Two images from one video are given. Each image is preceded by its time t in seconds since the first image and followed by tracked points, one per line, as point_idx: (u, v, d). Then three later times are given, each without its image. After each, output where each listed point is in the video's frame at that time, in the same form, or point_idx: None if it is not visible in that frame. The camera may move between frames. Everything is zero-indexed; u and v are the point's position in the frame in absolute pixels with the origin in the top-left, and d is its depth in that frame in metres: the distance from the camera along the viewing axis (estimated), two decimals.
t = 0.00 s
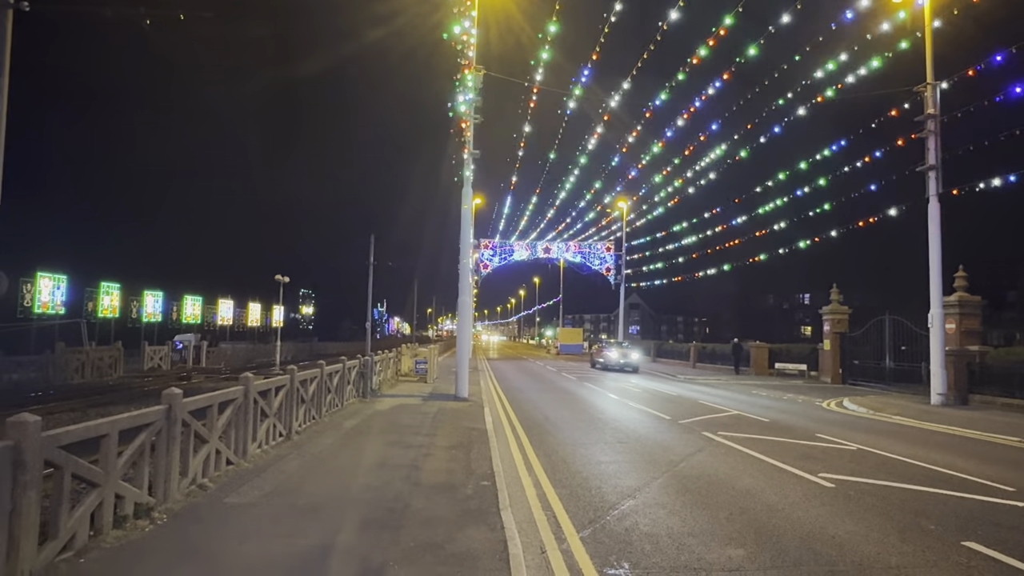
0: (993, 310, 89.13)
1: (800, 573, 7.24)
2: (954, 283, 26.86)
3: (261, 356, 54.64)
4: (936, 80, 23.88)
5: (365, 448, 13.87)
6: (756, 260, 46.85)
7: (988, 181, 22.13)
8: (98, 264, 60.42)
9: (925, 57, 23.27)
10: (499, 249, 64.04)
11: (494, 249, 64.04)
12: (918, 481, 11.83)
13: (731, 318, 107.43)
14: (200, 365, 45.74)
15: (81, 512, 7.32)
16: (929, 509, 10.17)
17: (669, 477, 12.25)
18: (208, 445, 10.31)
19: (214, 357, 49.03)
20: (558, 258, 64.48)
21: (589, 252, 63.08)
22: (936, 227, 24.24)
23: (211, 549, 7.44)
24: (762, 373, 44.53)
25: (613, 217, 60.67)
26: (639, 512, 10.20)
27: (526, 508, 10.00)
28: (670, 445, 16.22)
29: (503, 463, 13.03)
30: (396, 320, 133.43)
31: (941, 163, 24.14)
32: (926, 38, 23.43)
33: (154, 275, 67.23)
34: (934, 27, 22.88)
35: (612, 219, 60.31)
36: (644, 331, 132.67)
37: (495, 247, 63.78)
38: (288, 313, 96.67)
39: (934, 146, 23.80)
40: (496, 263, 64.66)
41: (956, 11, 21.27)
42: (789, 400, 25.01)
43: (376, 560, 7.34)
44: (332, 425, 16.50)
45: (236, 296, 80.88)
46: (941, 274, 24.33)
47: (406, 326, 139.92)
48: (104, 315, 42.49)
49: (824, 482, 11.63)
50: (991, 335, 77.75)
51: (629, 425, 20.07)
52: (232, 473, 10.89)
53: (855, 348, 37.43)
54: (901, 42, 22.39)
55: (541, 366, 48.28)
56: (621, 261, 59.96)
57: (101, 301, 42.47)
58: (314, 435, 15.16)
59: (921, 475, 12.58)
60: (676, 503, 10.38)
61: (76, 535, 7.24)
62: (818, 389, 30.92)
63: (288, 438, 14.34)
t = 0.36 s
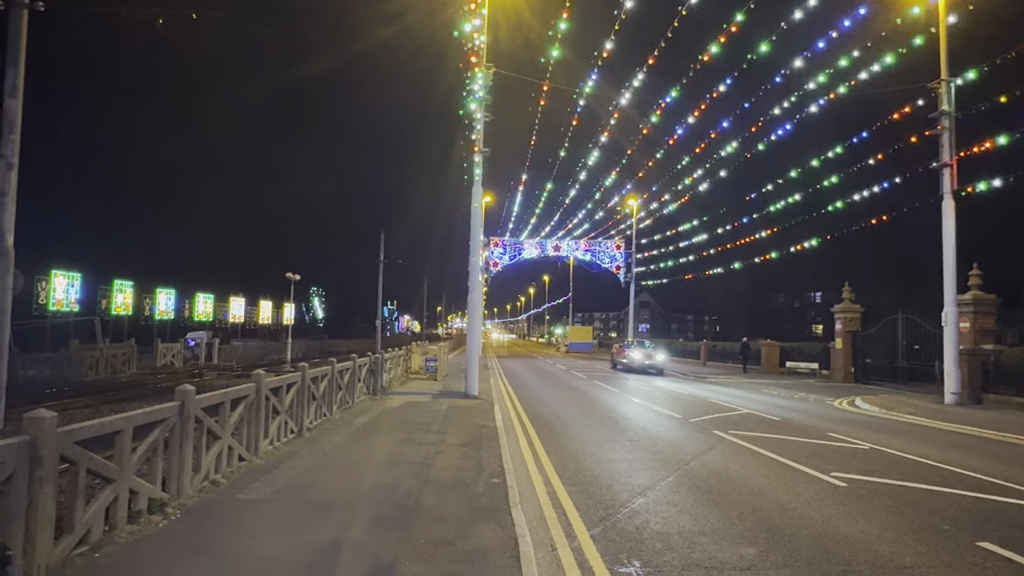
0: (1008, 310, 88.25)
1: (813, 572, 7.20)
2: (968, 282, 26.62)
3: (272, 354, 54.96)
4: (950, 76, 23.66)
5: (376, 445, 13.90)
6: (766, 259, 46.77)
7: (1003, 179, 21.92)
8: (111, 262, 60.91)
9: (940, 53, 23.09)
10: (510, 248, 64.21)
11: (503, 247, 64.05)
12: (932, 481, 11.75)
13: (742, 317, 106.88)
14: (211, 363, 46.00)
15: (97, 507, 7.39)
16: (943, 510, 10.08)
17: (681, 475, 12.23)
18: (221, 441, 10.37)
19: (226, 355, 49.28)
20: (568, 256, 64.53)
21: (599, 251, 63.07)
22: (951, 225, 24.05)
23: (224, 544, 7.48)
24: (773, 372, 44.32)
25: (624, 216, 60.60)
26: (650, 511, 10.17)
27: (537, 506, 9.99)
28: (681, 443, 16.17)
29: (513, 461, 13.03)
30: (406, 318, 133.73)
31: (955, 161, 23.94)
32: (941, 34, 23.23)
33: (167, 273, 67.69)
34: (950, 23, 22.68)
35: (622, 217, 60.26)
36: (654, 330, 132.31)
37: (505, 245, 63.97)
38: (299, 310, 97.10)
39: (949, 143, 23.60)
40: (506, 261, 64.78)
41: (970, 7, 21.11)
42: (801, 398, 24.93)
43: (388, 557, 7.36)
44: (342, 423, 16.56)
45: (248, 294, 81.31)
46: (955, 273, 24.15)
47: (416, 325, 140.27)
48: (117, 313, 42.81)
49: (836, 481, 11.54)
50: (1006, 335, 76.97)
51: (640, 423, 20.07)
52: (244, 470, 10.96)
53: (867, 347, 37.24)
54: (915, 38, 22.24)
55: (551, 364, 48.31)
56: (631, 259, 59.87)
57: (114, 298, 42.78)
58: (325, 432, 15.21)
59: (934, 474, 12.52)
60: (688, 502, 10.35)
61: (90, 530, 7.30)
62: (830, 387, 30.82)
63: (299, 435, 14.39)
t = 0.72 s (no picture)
0: (1018, 309, 87.51)
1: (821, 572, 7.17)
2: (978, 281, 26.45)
3: (279, 353, 55.12)
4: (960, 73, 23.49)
5: (383, 443, 13.92)
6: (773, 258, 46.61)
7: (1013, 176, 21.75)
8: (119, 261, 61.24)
9: (949, 50, 22.94)
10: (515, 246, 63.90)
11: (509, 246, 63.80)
12: (942, 481, 11.66)
13: (749, 316, 106.46)
14: (219, 361, 46.16)
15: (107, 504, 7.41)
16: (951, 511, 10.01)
17: (688, 474, 12.18)
18: (229, 439, 10.43)
19: (233, 353, 49.50)
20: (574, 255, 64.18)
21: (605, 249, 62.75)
22: (960, 223, 23.91)
23: (233, 543, 7.48)
24: (781, 371, 44.14)
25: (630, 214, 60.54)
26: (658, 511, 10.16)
27: (545, 505, 9.95)
28: (687, 442, 16.10)
29: (519, 459, 13.00)
30: (413, 317, 133.86)
31: (965, 158, 23.77)
32: (951, 31, 23.08)
33: (175, 272, 67.99)
34: (959, 20, 22.52)
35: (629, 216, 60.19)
36: (661, 329, 132.01)
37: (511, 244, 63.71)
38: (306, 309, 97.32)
39: (959, 141, 23.48)
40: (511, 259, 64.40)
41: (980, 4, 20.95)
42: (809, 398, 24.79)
43: (395, 555, 7.37)
44: (349, 421, 16.59)
45: (256, 293, 81.55)
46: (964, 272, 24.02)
47: (423, 324, 140.47)
48: (125, 311, 43.02)
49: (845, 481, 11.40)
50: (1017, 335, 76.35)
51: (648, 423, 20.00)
52: (254, 468, 11.05)
53: (875, 346, 37.04)
54: (924, 36, 22.11)
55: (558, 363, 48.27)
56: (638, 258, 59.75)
57: (123, 297, 43.00)
58: (332, 430, 15.24)
59: (944, 474, 12.44)
60: (697, 500, 10.31)
61: (100, 527, 7.34)
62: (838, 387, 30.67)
63: (306, 433, 14.44)
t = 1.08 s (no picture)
0: None
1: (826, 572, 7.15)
2: (988, 280, 26.27)
3: (287, 352, 55.24)
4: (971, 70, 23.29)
5: (390, 442, 13.93)
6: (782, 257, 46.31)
7: None
8: (129, 260, 61.53)
9: (960, 48, 22.78)
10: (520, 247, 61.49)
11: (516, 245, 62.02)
12: (952, 480, 11.59)
13: (756, 315, 106.04)
14: (227, 360, 46.27)
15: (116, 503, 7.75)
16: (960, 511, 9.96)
17: (697, 473, 12.15)
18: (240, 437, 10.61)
19: (241, 352, 49.64)
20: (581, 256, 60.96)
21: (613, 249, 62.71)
22: (971, 221, 23.74)
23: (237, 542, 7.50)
24: (789, 370, 43.95)
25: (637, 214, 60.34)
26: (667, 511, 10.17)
27: (554, 505, 9.97)
28: (693, 442, 16.05)
29: (526, 457, 12.98)
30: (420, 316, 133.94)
31: (977, 157, 23.58)
32: (962, 29, 22.89)
33: (184, 271, 68.25)
34: (970, 17, 22.34)
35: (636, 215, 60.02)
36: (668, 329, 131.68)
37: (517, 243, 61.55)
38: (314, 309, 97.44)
39: (970, 139, 23.29)
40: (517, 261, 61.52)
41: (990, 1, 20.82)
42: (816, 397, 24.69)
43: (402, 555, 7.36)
44: (357, 420, 16.61)
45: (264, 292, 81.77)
46: (975, 271, 23.85)
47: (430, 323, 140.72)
48: (134, 311, 43.19)
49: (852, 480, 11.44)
50: None
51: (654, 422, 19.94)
52: (261, 466, 11.13)
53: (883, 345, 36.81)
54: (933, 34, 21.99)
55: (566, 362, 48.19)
56: (645, 257, 59.57)
57: (132, 296, 43.17)
58: (340, 429, 15.25)
59: (953, 474, 12.37)
60: (706, 501, 10.31)
61: (111, 526, 7.72)
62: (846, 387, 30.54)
63: (315, 432, 14.56)
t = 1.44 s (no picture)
0: None
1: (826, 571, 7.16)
2: (992, 279, 26.25)
3: (290, 351, 55.36)
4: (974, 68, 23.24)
5: (393, 442, 14.00)
6: (785, 256, 46.38)
7: None
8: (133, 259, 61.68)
9: (964, 45, 22.74)
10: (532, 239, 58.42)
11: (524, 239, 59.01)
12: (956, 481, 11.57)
13: (759, 314, 106.00)
14: (230, 359, 46.39)
15: (118, 504, 9.31)
16: (958, 515, 10.01)
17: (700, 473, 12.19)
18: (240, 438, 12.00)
19: (245, 351, 49.72)
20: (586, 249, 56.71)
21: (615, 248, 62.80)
22: (975, 220, 23.70)
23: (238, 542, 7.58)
24: (793, 369, 43.98)
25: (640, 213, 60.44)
26: (670, 516, 10.20)
27: (554, 507, 10.72)
28: (696, 441, 16.08)
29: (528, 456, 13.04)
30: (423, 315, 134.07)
31: (981, 155, 23.53)
32: (966, 27, 22.85)
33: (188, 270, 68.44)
34: (973, 15, 22.29)
35: (639, 214, 60.12)
36: (671, 327, 131.75)
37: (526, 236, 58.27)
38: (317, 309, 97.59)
39: (974, 138, 23.24)
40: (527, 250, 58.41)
41: None
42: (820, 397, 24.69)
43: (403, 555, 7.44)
44: (360, 420, 16.69)
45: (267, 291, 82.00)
46: (979, 270, 23.82)
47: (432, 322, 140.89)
48: (138, 310, 43.30)
49: (857, 478, 11.45)
50: None
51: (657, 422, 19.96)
52: (266, 466, 11.28)
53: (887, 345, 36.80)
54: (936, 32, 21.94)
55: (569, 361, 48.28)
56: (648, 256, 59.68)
57: (135, 295, 43.29)
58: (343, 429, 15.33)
59: (956, 474, 12.36)
60: (709, 503, 10.34)
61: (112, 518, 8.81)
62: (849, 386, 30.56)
63: (318, 430, 15.47)
